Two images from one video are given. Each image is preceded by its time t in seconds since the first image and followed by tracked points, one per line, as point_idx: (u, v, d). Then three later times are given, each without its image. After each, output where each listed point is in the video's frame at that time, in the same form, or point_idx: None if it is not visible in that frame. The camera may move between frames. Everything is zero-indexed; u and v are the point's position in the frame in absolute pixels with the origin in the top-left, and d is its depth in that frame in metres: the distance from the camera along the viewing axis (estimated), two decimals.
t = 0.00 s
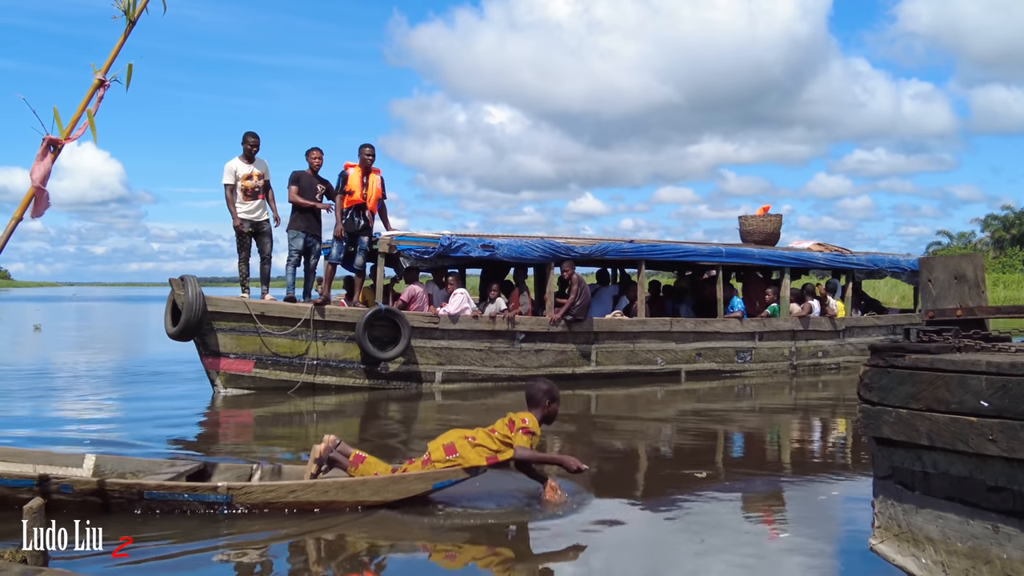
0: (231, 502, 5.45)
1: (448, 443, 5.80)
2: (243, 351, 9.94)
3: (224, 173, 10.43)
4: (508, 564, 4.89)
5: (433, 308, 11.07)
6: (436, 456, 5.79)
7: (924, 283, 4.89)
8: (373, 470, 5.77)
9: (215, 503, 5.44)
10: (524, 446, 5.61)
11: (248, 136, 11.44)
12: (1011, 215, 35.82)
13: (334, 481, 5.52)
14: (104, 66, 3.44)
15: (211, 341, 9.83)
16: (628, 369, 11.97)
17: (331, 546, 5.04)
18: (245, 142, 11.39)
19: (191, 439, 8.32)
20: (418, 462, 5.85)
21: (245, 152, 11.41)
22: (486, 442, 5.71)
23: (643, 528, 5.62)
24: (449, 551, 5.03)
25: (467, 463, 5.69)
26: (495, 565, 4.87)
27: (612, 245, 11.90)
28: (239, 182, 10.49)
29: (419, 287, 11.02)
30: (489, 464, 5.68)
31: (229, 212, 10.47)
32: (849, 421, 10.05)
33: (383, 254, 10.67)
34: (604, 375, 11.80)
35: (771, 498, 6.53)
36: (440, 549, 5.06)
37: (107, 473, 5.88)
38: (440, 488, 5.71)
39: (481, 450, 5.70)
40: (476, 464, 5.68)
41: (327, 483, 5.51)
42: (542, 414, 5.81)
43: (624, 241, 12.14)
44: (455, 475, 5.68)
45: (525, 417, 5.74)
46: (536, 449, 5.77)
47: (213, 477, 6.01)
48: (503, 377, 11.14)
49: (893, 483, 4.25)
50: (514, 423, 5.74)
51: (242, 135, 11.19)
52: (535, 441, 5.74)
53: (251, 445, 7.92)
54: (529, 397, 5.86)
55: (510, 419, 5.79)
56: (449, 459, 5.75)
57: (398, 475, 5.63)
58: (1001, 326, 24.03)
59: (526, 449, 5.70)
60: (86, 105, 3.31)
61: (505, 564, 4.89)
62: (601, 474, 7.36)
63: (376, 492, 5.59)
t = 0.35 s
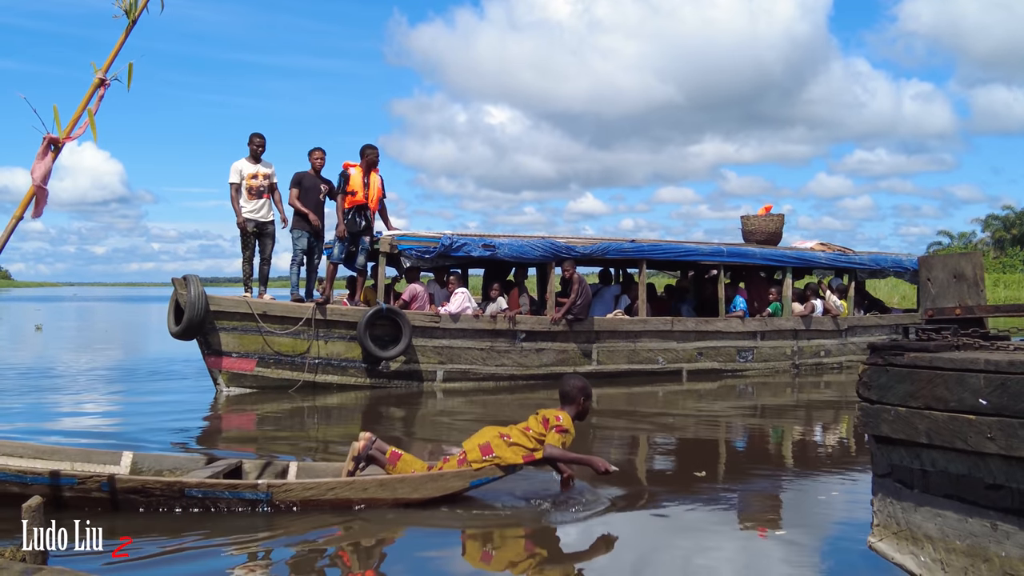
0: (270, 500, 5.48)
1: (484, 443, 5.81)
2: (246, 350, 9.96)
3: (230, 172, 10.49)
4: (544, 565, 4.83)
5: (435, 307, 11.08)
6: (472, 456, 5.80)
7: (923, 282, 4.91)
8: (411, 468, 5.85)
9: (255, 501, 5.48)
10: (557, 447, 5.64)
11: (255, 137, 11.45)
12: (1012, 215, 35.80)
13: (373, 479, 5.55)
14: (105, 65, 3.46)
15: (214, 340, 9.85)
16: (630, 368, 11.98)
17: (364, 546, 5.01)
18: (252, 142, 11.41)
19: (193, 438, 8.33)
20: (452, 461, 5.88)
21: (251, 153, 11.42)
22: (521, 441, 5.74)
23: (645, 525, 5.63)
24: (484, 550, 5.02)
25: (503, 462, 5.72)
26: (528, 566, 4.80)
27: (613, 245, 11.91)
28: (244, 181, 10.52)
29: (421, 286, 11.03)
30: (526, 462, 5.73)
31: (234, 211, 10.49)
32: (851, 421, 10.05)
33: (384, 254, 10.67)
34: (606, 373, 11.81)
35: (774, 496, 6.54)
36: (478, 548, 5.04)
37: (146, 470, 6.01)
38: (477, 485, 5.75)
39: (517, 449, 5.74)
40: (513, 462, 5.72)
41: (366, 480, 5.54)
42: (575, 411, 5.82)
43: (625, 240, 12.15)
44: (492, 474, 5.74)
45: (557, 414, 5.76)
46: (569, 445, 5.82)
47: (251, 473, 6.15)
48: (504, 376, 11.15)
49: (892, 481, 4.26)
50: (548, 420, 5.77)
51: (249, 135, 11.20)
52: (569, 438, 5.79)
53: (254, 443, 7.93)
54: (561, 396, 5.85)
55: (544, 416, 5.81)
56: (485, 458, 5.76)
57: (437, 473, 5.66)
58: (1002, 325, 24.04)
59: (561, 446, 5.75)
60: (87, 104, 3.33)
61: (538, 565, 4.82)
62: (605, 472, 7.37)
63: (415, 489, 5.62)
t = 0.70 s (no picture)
0: (308, 496, 5.57)
1: (520, 439, 5.80)
2: (247, 349, 9.97)
3: (239, 172, 10.48)
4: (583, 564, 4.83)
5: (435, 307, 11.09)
6: (507, 454, 5.80)
7: (922, 281, 4.92)
8: (447, 465, 5.87)
9: (293, 497, 5.57)
10: (592, 443, 5.69)
11: (262, 137, 11.42)
12: (1012, 215, 35.80)
13: (410, 475, 5.63)
14: (105, 65, 3.47)
15: (216, 339, 9.87)
16: (630, 368, 12.00)
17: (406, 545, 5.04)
18: (261, 144, 11.42)
19: (195, 437, 8.33)
20: (487, 459, 5.88)
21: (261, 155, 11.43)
22: (556, 438, 5.73)
23: (646, 523, 5.63)
24: (519, 547, 5.05)
25: (538, 459, 5.71)
26: (565, 565, 4.81)
27: (613, 245, 11.92)
28: (253, 181, 10.52)
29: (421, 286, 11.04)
30: (561, 459, 5.72)
31: (241, 212, 10.46)
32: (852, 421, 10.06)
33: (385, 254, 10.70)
34: (606, 373, 11.81)
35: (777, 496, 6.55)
36: (512, 548, 5.04)
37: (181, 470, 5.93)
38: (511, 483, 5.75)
39: (553, 446, 5.73)
40: (548, 459, 5.71)
41: (403, 476, 5.62)
42: (610, 412, 5.93)
43: (625, 241, 12.16)
44: (528, 471, 5.74)
45: (592, 414, 5.86)
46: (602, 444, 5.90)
47: (286, 473, 6.13)
48: (505, 375, 11.17)
49: (890, 480, 4.28)
50: (583, 419, 5.85)
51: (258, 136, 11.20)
52: (603, 437, 5.84)
53: (256, 442, 7.94)
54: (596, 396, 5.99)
55: (578, 416, 5.89)
56: (522, 455, 5.75)
57: (472, 469, 5.68)
58: (1001, 325, 24.07)
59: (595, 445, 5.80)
60: (88, 103, 3.34)
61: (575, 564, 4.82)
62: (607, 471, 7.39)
63: (450, 486, 5.67)
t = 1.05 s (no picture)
0: (343, 496, 5.56)
1: (553, 440, 5.91)
2: (248, 349, 9.98)
3: (244, 172, 10.47)
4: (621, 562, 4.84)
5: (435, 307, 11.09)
6: (540, 453, 5.90)
7: (920, 282, 4.92)
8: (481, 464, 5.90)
9: (328, 497, 5.55)
10: (621, 441, 5.67)
11: (272, 141, 11.48)
12: (1011, 215, 35.83)
13: (444, 476, 5.62)
14: (104, 66, 3.48)
15: (216, 339, 9.87)
16: (629, 368, 12.00)
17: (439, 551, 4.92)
18: (270, 147, 11.45)
19: (195, 437, 8.33)
20: (521, 457, 5.97)
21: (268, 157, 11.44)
22: (588, 437, 5.83)
23: (647, 521, 5.63)
24: (552, 552, 4.96)
25: (571, 459, 5.81)
26: (597, 564, 4.79)
27: (613, 245, 11.92)
28: (256, 181, 10.53)
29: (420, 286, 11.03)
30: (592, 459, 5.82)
31: (247, 211, 10.44)
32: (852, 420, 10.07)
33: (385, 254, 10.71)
34: (605, 373, 11.81)
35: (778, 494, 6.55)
36: (543, 550, 5.00)
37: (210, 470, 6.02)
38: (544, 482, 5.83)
39: (585, 446, 5.84)
40: (580, 460, 5.82)
41: (438, 476, 5.61)
42: (641, 411, 5.96)
43: (625, 241, 12.16)
44: (560, 470, 5.82)
45: (622, 412, 5.86)
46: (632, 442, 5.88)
47: (317, 471, 6.15)
48: (504, 375, 11.17)
49: (888, 480, 4.28)
50: (612, 418, 5.83)
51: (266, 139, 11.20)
52: (632, 434, 5.83)
53: (257, 441, 7.94)
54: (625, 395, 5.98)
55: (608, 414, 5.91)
56: (554, 455, 5.86)
57: (506, 469, 5.73)
58: (998, 325, 24.08)
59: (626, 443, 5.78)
60: (86, 103, 3.34)
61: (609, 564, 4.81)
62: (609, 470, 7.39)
63: (485, 486, 5.69)
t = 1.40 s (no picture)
0: (378, 496, 5.57)
1: (582, 441, 5.89)
2: (247, 348, 9.97)
3: (240, 171, 10.41)
4: (652, 561, 4.82)
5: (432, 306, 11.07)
6: (571, 453, 5.89)
7: (915, 281, 4.91)
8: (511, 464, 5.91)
9: (364, 497, 5.57)
10: (651, 442, 5.68)
11: (262, 140, 11.42)
12: (1007, 215, 35.90)
13: (478, 476, 5.64)
14: (100, 66, 3.47)
15: (215, 339, 9.85)
16: (626, 368, 11.99)
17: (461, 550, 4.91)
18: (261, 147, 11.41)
19: (193, 436, 8.32)
20: (551, 457, 5.97)
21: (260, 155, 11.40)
22: (618, 439, 5.80)
23: (645, 519, 5.64)
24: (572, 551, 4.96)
25: (600, 460, 5.80)
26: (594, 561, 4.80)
27: (610, 245, 11.92)
28: (255, 181, 10.52)
29: (417, 285, 11.02)
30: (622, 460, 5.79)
31: (247, 212, 10.42)
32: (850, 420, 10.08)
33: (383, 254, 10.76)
34: (603, 372, 11.81)
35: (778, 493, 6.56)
36: (540, 548, 5.00)
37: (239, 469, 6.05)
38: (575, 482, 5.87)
39: (614, 446, 5.81)
40: (610, 460, 5.79)
41: (471, 476, 5.63)
42: (667, 410, 5.93)
43: (623, 241, 12.17)
44: (590, 471, 5.84)
45: (649, 412, 5.85)
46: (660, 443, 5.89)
47: (346, 469, 6.15)
48: (502, 374, 11.17)
49: (883, 479, 4.29)
50: (640, 418, 5.83)
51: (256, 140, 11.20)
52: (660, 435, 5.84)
53: (255, 440, 7.93)
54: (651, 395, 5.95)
55: (636, 415, 5.87)
56: (584, 456, 5.83)
57: (537, 470, 5.75)
58: (995, 324, 24.12)
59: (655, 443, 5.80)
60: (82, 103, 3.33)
61: (638, 562, 4.79)
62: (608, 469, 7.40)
63: (516, 486, 5.71)
